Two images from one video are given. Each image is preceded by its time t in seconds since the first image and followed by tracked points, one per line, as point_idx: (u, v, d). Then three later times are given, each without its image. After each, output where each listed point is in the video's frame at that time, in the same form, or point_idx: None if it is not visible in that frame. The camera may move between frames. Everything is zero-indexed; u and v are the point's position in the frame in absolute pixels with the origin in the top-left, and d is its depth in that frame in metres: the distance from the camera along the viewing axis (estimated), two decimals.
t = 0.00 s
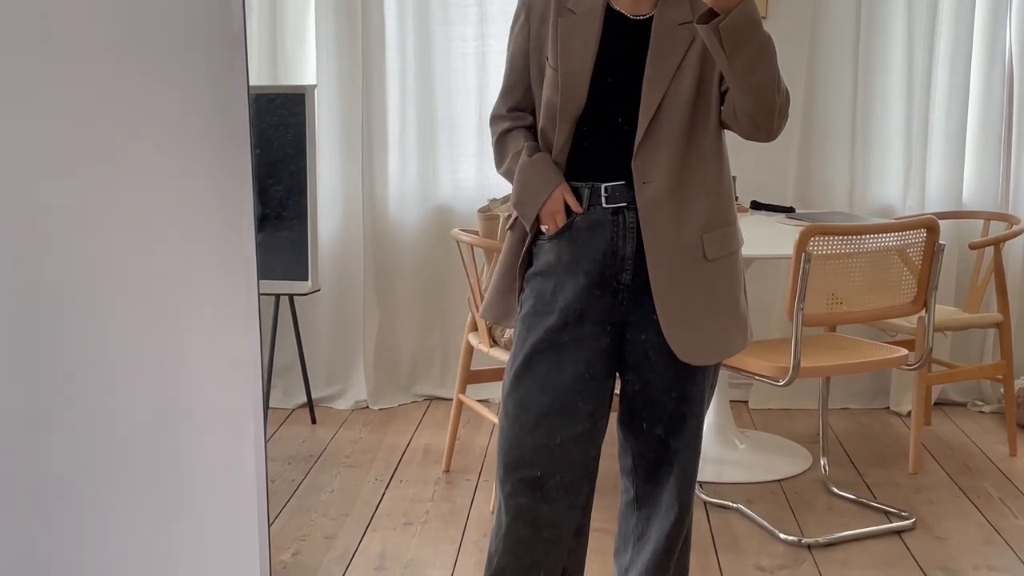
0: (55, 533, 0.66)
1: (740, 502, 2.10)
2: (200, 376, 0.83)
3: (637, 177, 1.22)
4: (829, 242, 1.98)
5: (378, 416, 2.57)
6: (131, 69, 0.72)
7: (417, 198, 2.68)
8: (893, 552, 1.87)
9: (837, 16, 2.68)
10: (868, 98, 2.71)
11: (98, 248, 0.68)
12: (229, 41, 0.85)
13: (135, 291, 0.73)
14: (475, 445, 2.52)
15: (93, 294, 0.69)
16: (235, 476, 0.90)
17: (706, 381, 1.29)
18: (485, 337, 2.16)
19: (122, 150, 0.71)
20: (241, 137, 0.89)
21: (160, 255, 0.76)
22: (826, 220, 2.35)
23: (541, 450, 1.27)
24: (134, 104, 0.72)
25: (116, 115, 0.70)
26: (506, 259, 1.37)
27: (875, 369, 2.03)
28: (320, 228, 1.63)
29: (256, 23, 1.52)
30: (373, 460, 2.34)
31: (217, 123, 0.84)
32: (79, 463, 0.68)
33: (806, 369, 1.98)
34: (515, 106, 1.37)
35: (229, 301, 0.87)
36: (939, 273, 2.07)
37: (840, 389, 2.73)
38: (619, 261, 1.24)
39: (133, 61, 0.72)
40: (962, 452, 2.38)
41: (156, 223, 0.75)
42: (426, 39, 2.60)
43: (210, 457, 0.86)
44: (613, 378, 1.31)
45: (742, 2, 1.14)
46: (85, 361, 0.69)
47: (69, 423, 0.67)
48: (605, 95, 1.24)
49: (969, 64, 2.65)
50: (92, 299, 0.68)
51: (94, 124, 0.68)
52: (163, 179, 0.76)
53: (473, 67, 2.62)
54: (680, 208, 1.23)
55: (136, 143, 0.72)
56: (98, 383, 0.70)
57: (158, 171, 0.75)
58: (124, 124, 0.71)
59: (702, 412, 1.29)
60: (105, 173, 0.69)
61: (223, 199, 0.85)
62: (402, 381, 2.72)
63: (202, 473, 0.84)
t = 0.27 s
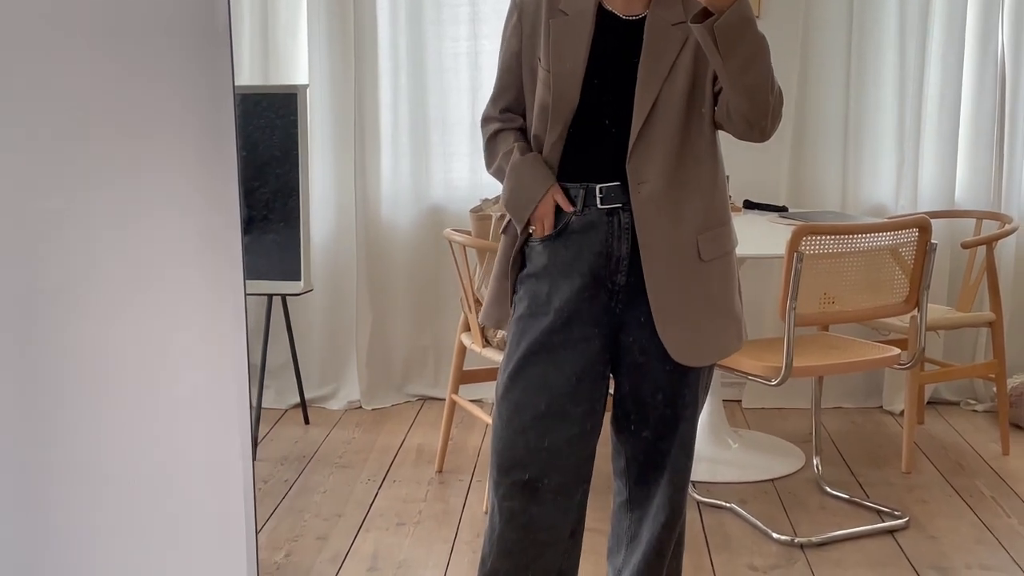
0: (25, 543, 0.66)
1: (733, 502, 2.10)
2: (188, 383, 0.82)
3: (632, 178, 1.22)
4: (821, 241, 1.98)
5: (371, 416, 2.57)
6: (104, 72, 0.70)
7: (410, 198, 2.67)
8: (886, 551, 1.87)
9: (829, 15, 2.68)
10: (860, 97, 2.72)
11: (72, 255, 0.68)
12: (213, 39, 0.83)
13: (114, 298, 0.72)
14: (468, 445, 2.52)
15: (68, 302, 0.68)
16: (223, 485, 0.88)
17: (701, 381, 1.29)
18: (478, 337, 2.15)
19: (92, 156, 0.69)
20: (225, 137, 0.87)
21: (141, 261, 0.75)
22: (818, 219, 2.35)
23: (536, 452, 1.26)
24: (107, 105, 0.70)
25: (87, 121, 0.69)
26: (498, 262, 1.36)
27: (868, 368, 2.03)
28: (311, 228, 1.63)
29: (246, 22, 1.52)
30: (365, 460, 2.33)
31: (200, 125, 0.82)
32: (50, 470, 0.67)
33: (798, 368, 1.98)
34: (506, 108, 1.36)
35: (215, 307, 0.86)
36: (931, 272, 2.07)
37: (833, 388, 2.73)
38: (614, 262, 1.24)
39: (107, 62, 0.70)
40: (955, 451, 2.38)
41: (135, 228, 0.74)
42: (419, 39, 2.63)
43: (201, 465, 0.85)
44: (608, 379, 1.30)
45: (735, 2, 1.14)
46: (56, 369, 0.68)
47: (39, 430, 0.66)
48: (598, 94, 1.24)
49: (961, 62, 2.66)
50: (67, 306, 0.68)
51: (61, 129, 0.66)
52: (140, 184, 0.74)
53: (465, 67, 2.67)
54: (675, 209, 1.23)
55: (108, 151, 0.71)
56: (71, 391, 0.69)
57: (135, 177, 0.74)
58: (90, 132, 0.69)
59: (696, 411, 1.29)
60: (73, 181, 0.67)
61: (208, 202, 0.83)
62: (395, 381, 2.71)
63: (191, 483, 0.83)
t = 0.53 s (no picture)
0: (12, 531, 0.73)
1: (726, 500, 2.11)
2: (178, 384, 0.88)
3: (628, 176, 1.22)
4: (813, 239, 1.98)
5: (363, 414, 2.57)
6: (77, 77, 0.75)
7: (401, 198, 2.67)
8: (877, 548, 1.87)
9: (821, 14, 2.69)
10: (851, 95, 2.72)
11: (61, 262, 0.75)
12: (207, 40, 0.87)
13: (94, 309, 0.78)
14: (461, 443, 2.51)
15: (52, 309, 0.74)
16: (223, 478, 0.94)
17: (696, 379, 1.29)
18: (471, 336, 2.15)
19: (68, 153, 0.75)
20: (219, 136, 0.90)
21: (127, 271, 0.81)
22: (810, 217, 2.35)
23: (531, 451, 1.26)
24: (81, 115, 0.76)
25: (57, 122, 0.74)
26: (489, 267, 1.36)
27: (860, 366, 2.04)
28: (303, 227, 1.62)
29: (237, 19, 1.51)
30: (358, 458, 2.33)
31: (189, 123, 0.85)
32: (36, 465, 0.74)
33: (790, 366, 1.98)
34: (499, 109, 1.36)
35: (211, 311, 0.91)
36: (923, 270, 2.08)
37: (826, 385, 2.74)
38: (611, 261, 1.23)
39: (80, 71, 0.75)
40: (947, 448, 2.39)
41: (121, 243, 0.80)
42: (410, 39, 2.58)
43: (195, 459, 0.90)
44: (603, 377, 1.30)
45: None
46: (39, 372, 0.74)
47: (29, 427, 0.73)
48: (593, 93, 1.24)
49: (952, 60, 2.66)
50: (49, 315, 0.74)
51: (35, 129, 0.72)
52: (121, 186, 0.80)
53: (457, 66, 2.61)
54: (671, 207, 1.23)
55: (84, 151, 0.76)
56: (54, 394, 0.75)
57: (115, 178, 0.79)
58: (63, 132, 0.74)
59: (692, 410, 1.29)
60: (48, 179, 0.73)
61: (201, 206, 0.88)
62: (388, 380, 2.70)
63: (183, 477, 0.89)
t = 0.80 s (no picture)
0: (11, 530, 0.79)
1: (709, 499, 2.11)
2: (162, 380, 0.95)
3: (613, 176, 1.22)
4: (796, 239, 1.98)
5: (348, 414, 2.56)
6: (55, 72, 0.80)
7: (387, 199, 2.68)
8: (860, 547, 1.88)
9: (804, 14, 2.70)
10: (835, 95, 2.73)
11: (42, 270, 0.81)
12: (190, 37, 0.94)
13: (90, 319, 0.85)
14: (445, 443, 2.51)
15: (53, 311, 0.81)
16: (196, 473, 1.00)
17: (683, 378, 1.29)
18: (455, 335, 2.15)
19: (59, 149, 0.80)
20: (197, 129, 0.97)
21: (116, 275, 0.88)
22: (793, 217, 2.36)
23: (515, 451, 1.26)
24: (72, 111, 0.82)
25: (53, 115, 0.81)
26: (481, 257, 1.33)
27: (843, 365, 2.05)
28: (286, 225, 1.61)
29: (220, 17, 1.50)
30: (342, 458, 2.32)
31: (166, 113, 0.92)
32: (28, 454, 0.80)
33: (774, 366, 1.99)
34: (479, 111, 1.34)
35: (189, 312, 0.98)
36: (905, 269, 2.09)
37: (809, 385, 2.75)
38: (598, 261, 1.23)
39: (82, 70, 0.82)
40: (929, 447, 2.41)
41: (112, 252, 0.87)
42: (396, 34, 2.60)
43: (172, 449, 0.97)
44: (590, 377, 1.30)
45: None
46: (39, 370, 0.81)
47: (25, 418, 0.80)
48: (576, 92, 1.23)
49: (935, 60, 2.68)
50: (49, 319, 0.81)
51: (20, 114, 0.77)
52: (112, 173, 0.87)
53: (442, 63, 2.64)
54: (658, 206, 1.23)
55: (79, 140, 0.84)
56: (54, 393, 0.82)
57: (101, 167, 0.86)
58: (62, 131, 0.81)
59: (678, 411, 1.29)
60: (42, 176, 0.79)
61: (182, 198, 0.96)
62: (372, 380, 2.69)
63: (162, 472, 0.96)
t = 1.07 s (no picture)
0: None
1: (695, 497, 2.11)
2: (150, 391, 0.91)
3: (602, 176, 1.21)
4: (782, 238, 1.99)
5: (332, 414, 2.54)
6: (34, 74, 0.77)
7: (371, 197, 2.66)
8: (846, 546, 1.88)
9: (790, 13, 2.70)
10: (820, 94, 2.74)
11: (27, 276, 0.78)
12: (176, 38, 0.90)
13: (58, 315, 0.81)
14: (431, 443, 2.50)
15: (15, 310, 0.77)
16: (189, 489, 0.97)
17: (673, 378, 1.28)
18: (441, 335, 2.14)
19: (29, 148, 0.77)
20: (185, 133, 0.93)
21: (98, 283, 0.85)
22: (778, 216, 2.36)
23: (506, 454, 1.25)
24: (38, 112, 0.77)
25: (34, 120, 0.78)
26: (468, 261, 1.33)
27: (829, 364, 2.05)
28: (270, 223, 1.60)
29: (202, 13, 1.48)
30: (327, 458, 2.31)
31: (156, 114, 0.89)
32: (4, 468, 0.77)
33: (760, 364, 1.99)
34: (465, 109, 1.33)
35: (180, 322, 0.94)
36: (890, 267, 2.09)
37: (795, 383, 2.76)
38: (592, 263, 1.22)
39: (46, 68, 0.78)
40: (915, 445, 2.41)
41: (93, 259, 0.84)
42: (380, 34, 2.60)
43: (160, 464, 0.93)
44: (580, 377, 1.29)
45: None
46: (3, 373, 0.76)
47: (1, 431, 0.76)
48: (564, 92, 1.22)
49: (920, 59, 2.69)
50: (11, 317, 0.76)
51: None
52: (96, 178, 0.84)
53: (426, 64, 2.65)
54: (648, 206, 1.22)
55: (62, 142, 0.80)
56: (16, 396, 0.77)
57: (82, 173, 0.82)
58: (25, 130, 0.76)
59: (669, 412, 1.29)
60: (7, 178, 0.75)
61: (172, 203, 0.92)
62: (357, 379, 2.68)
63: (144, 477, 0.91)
